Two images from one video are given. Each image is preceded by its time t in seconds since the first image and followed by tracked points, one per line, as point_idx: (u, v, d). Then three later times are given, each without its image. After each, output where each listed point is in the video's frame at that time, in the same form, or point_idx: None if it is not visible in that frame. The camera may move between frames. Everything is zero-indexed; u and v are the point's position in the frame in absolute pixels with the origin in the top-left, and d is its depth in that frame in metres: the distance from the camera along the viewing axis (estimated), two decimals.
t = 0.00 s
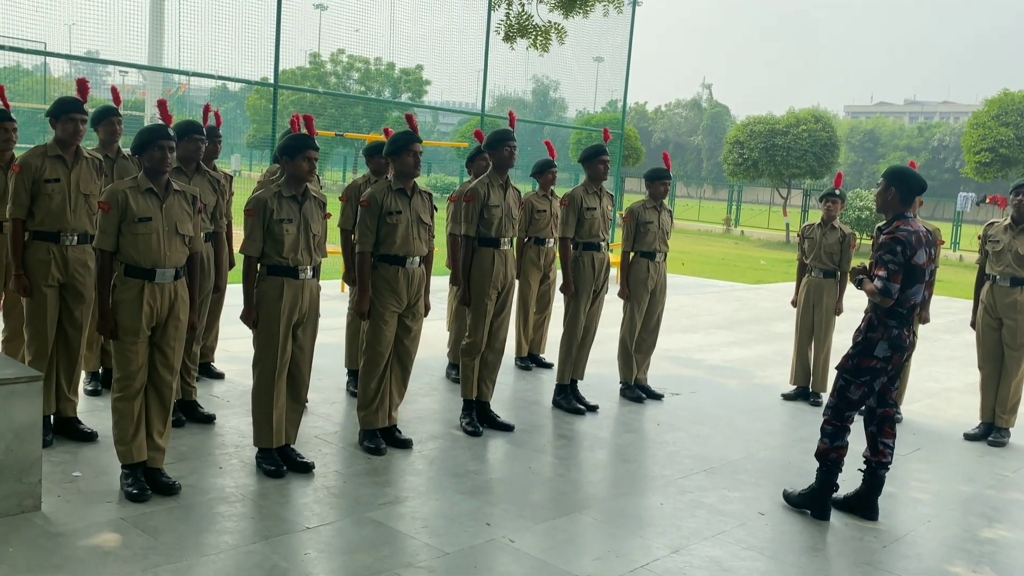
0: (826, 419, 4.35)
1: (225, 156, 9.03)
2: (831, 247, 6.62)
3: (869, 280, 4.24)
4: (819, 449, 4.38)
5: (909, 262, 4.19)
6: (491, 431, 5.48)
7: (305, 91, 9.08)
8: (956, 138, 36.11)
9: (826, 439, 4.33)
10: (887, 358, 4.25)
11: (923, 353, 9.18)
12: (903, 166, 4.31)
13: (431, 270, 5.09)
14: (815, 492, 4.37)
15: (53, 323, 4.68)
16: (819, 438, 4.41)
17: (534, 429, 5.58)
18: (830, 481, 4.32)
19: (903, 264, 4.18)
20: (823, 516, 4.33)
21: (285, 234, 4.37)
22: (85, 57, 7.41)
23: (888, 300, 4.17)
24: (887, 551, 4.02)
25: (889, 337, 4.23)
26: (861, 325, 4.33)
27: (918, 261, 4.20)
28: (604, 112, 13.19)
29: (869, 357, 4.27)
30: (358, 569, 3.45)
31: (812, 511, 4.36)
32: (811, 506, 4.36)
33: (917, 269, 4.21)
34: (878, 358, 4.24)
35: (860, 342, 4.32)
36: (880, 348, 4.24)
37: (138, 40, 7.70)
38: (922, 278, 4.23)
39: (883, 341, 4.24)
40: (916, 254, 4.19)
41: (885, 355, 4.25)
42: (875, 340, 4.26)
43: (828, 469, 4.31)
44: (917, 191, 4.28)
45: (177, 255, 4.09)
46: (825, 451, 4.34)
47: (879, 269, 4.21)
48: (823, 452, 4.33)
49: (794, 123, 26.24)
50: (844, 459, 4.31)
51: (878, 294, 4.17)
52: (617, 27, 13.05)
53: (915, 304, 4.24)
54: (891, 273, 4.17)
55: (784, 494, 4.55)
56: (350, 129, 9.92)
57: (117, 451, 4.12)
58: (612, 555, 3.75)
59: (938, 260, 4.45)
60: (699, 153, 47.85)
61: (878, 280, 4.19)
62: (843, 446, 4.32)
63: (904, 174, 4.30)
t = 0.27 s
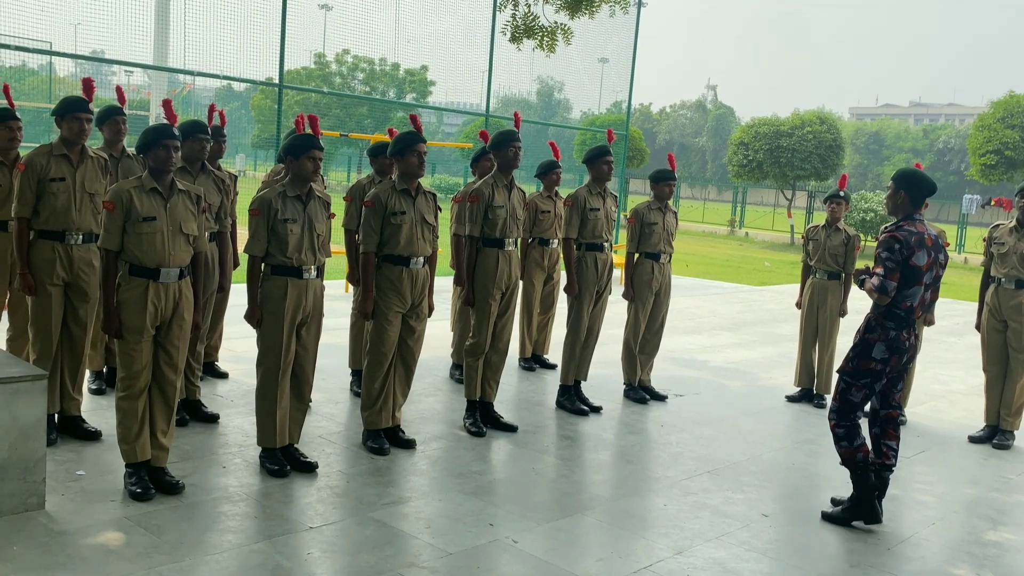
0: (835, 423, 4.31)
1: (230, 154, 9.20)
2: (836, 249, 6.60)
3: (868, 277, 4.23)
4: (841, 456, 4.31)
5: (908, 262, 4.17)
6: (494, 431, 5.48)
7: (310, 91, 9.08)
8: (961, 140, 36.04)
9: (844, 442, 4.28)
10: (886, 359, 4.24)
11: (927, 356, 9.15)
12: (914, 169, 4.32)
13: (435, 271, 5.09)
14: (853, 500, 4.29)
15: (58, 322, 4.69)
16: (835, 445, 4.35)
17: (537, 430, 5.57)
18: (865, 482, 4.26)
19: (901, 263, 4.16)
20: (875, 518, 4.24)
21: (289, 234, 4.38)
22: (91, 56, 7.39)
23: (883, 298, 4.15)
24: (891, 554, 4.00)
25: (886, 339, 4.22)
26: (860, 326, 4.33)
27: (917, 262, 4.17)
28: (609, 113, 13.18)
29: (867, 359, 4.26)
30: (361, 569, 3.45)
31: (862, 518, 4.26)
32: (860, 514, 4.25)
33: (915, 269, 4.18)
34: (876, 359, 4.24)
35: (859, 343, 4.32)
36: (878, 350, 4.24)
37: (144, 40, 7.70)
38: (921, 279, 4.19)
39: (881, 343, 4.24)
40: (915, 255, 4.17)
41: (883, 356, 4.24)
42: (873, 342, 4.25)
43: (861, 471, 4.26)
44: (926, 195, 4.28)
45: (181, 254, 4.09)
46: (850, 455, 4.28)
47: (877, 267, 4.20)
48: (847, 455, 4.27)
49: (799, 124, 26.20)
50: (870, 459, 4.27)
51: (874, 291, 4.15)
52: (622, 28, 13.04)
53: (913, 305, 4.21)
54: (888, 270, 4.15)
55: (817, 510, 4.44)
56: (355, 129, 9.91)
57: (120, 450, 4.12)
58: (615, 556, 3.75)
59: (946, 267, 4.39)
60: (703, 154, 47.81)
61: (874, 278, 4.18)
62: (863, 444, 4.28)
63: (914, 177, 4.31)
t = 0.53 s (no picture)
0: (849, 429, 4.32)
1: (235, 155, 9.23)
2: (841, 250, 6.59)
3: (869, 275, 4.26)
4: (862, 462, 4.26)
5: (909, 262, 4.16)
6: (498, 431, 5.47)
7: (314, 91, 9.07)
8: (966, 141, 35.98)
9: (861, 447, 4.25)
10: (889, 360, 4.24)
11: (932, 357, 9.14)
12: (929, 168, 4.27)
13: (439, 271, 5.09)
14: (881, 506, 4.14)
15: (62, 321, 4.69)
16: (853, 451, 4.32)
17: (541, 430, 5.57)
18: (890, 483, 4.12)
19: (901, 264, 4.16)
20: (910, 518, 4.05)
21: (293, 234, 4.38)
22: (96, 55, 7.40)
23: (880, 297, 4.18)
24: (895, 556, 4.00)
25: (888, 339, 4.23)
26: (863, 328, 4.34)
27: (918, 264, 4.16)
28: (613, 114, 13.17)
29: (872, 360, 4.26)
30: (364, 568, 3.45)
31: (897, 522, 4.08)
32: (894, 518, 4.07)
33: (916, 270, 4.16)
34: (880, 360, 4.24)
35: (863, 345, 4.33)
36: (881, 351, 4.24)
37: (149, 40, 7.72)
38: (923, 280, 4.17)
39: (883, 344, 4.24)
40: (918, 256, 4.15)
41: (886, 357, 4.24)
42: (875, 343, 4.26)
43: (884, 472, 4.15)
44: (938, 194, 4.24)
45: (186, 253, 4.09)
46: (869, 458, 4.22)
47: (878, 266, 4.22)
48: (866, 459, 4.22)
49: (804, 125, 26.15)
50: (893, 460, 4.18)
51: (871, 290, 4.18)
52: (627, 28, 13.03)
53: (913, 306, 4.20)
54: (887, 270, 4.16)
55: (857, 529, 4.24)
56: (359, 129, 9.95)
57: (125, 449, 4.13)
58: (619, 556, 3.74)
59: (953, 271, 4.33)
60: (708, 155, 47.78)
61: (874, 276, 4.20)
62: (880, 446, 4.23)
63: (928, 177, 4.26)
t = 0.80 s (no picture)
0: (873, 437, 4.24)
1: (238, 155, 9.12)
2: (845, 250, 6.58)
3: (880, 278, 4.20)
4: (883, 473, 4.20)
5: (922, 264, 4.14)
6: (501, 431, 5.48)
7: (318, 91, 9.12)
8: (971, 141, 35.92)
9: (885, 457, 4.18)
10: (901, 361, 4.21)
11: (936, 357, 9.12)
12: (933, 166, 4.25)
13: (443, 271, 5.09)
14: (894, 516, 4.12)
15: (67, 321, 4.71)
16: (876, 461, 4.25)
17: (544, 431, 5.57)
18: (907, 498, 4.10)
19: (915, 265, 4.14)
20: (920, 534, 4.06)
21: (297, 234, 4.38)
22: (100, 56, 7.45)
23: (895, 300, 4.13)
24: (900, 557, 3.99)
25: (899, 340, 4.20)
26: (871, 330, 4.32)
27: (930, 264, 4.15)
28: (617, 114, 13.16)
29: (885, 363, 4.23)
30: (368, 568, 3.45)
31: (907, 536, 4.07)
32: (905, 532, 4.07)
33: (928, 271, 4.15)
34: (893, 362, 4.21)
35: (873, 348, 4.29)
36: (893, 352, 4.21)
37: (153, 41, 7.74)
38: (933, 281, 4.17)
39: (894, 345, 4.21)
40: (930, 257, 4.14)
41: (898, 358, 4.21)
42: (886, 344, 4.23)
43: (903, 487, 4.11)
44: (943, 193, 4.22)
45: (190, 253, 4.10)
46: (892, 471, 4.16)
47: (890, 268, 4.17)
48: (889, 471, 4.15)
49: (808, 125, 26.12)
50: (914, 474, 4.14)
51: (886, 293, 4.13)
52: (631, 28, 13.03)
53: (924, 307, 4.18)
54: (901, 272, 4.13)
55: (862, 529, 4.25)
56: (363, 129, 9.95)
57: (129, 449, 4.13)
58: (623, 557, 3.74)
59: (956, 269, 4.37)
60: (712, 155, 47.75)
61: (888, 279, 4.15)
62: (903, 459, 4.17)
63: (932, 175, 4.23)
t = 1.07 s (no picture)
0: (886, 442, 4.22)
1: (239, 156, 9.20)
2: (846, 250, 6.57)
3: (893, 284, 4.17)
4: (893, 478, 4.19)
5: (936, 268, 4.14)
6: (503, 431, 5.48)
7: (320, 91, 9.14)
8: (972, 140, 35.92)
9: (897, 462, 4.17)
10: (911, 363, 4.21)
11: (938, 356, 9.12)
12: (934, 165, 4.23)
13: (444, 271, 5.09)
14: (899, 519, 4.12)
15: (69, 321, 4.71)
16: (885, 465, 4.24)
17: (546, 430, 5.57)
18: (915, 503, 4.10)
19: (930, 270, 4.13)
20: (924, 539, 4.05)
21: (299, 234, 4.39)
22: (102, 56, 7.44)
23: (913, 306, 4.11)
24: (902, 556, 3.99)
25: (909, 342, 4.20)
26: (879, 333, 4.29)
27: (944, 268, 4.16)
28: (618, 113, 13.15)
29: (895, 365, 4.21)
30: (370, 568, 3.46)
31: (909, 539, 4.07)
32: (907, 535, 4.07)
33: (942, 275, 4.17)
34: (903, 364, 4.20)
35: (882, 351, 4.27)
36: (903, 354, 4.20)
37: (154, 41, 7.74)
38: (945, 284, 4.19)
39: (904, 347, 4.20)
40: (943, 260, 4.15)
41: (908, 360, 4.21)
42: (896, 346, 4.21)
43: (912, 492, 4.12)
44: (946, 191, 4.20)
45: (191, 254, 4.11)
46: (902, 476, 4.16)
47: (906, 274, 4.14)
48: (899, 476, 4.15)
49: (810, 125, 26.11)
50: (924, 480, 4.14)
51: (906, 300, 4.10)
52: (632, 28, 13.03)
53: (935, 310, 4.20)
54: (918, 278, 4.10)
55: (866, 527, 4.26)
56: (365, 129, 9.93)
57: (131, 450, 4.14)
58: (625, 557, 3.74)
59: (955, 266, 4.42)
60: (713, 155, 47.75)
61: (904, 285, 4.12)
62: (914, 464, 4.17)
63: (934, 174, 4.21)
